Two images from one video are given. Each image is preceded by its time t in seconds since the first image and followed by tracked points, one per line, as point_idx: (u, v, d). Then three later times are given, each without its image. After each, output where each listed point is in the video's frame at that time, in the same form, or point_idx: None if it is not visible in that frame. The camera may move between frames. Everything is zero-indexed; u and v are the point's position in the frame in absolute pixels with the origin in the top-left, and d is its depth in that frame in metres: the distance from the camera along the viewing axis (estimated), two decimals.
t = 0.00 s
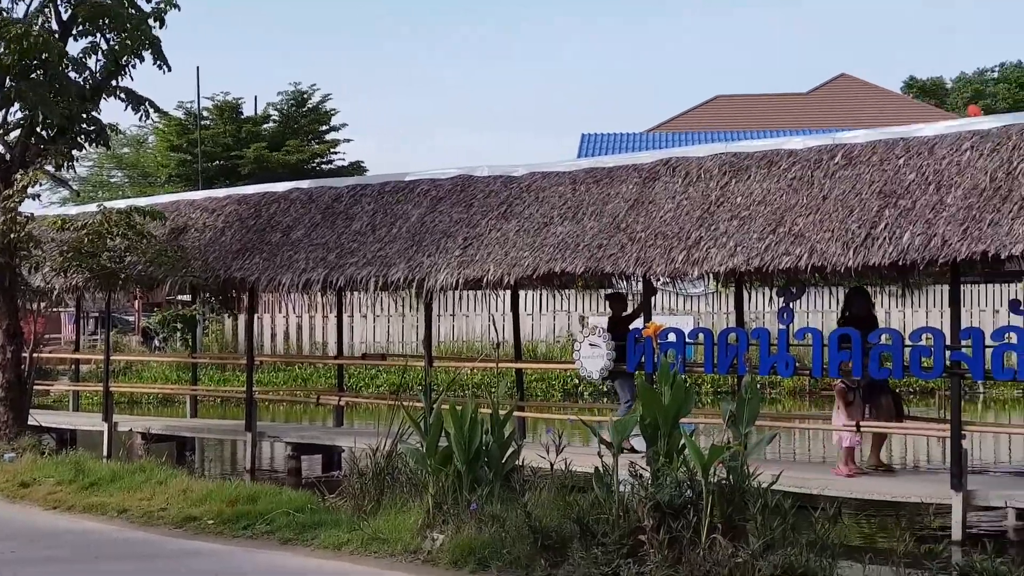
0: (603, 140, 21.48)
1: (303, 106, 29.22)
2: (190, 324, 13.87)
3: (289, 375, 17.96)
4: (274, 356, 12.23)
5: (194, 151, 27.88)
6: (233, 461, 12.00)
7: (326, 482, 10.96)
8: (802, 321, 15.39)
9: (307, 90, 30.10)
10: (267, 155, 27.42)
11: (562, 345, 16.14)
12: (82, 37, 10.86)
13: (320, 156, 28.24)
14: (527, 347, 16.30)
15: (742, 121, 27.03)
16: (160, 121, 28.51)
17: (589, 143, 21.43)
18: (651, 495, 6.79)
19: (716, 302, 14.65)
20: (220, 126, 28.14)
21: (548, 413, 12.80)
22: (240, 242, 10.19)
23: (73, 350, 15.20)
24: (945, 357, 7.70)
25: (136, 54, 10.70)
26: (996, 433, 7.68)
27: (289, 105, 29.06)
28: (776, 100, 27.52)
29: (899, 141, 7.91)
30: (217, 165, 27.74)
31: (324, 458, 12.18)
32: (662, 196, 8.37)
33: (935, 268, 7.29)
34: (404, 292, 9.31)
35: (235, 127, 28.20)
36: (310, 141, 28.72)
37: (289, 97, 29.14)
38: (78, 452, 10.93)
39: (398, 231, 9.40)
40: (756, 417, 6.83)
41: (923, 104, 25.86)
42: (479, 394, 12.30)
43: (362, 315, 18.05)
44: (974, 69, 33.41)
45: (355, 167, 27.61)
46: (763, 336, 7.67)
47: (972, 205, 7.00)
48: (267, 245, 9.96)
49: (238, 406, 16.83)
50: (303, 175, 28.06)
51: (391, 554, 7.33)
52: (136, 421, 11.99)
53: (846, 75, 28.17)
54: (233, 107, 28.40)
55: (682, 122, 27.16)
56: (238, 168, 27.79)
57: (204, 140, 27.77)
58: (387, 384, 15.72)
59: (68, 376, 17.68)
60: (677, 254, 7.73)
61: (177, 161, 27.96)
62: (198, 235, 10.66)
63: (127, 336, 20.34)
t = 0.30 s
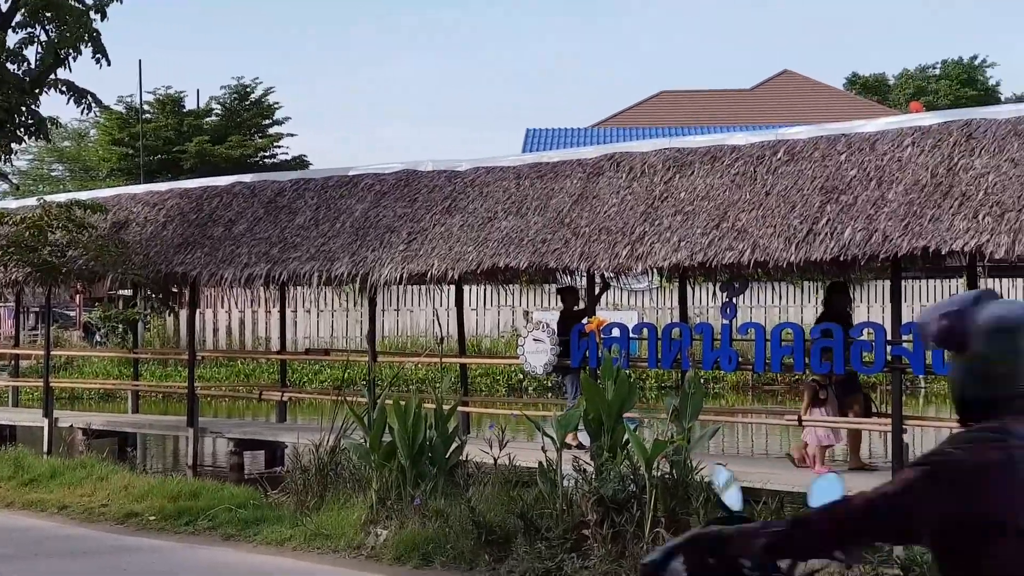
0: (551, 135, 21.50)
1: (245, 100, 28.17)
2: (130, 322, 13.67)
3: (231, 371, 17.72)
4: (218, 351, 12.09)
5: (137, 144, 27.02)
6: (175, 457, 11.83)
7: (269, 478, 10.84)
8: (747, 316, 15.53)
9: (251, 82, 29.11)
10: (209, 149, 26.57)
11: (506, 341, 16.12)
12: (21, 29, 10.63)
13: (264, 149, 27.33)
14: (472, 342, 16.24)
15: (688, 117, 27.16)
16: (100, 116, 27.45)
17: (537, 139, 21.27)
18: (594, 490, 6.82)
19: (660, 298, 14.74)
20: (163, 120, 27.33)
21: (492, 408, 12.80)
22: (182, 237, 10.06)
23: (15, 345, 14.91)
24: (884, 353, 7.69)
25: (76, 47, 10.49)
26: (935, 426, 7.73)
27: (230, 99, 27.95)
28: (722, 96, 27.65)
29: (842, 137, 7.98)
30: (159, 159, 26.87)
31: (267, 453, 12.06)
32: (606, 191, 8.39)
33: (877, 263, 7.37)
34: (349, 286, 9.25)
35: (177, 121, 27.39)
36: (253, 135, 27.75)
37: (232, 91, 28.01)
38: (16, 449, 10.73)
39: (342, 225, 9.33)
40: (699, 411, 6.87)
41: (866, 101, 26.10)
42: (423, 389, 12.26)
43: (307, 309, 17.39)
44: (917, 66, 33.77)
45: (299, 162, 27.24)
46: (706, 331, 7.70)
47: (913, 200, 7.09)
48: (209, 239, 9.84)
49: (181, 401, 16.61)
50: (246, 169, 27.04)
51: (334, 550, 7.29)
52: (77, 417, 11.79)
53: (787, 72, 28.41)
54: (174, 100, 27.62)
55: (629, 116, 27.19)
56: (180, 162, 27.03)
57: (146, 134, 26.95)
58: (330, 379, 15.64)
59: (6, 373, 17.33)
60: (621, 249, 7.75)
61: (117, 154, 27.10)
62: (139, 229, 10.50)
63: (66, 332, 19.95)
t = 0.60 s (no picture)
0: (509, 130, 21.49)
1: (200, 94, 27.82)
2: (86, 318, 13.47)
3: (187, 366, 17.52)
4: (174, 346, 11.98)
5: (90, 139, 26.69)
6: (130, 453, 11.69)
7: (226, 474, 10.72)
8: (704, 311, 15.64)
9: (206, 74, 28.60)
10: (164, 144, 26.25)
11: (464, 335, 16.09)
12: None
13: (219, 144, 26.97)
14: (430, 337, 16.19)
15: (646, 112, 27.21)
16: (52, 110, 26.91)
17: (496, 134, 21.19)
18: (552, 484, 6.83)
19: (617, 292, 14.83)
20: (116, 115, 26.93)
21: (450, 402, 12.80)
22: (137, 231, 9.95)
23: None
24: (840, 347, 7.75)
25: (27, 39, 10.29)
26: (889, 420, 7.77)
27: (184, 93, 27.58)
28: (680, 92, 27.75)
29: (797, 132, 8.03)
30: (114, 154, 26.46)
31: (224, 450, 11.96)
32: (563, 185, 8.39)
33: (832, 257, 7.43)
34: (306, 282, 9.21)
35: (131, 115, 27.03)
36: (208, 130, 27.41)
37: (185, 85, 27.67)
38: None
39: (298, 220, 9.27)
40: (655, 405, 6.86)
41: (821, 95, 26.35)
42: (382, 384, 12.23)
43: (263, 305, 17.08)
44: (871, 61, 34.13)
45: (255, 156, 26.99)
46: (663, 325, 7.70)
47: (868, 195, 7.16)
48: (165, 234, 9.74)
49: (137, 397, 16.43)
50: (201, 163, 26.75)
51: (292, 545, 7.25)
52: (32, 413, 11.62)
53: (742, 67, 28.60)
54: (129, 95, 27.29)
55: (588, 111, 27.20)
56: (135, 158, 26.64)
57: (99, 128, 26.56)
58: (287, 374, 15.58)
59: None
60: (578, 243, 7.77)
61: (70, 149, 26.73)
62: (94, 223, 10.36)
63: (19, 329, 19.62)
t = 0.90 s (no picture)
0: (474, 123, 21.49)
1: (163, 87, 27.66)
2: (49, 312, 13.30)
3: (150, 359, 17.44)
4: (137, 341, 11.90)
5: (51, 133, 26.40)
6: (92, 448, 11.58)
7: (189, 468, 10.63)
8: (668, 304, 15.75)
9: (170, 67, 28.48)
10: (126, 137, 26.01)
11: (429, 329, 16.07)
12: None
13: (182, 137, 26.80)
14: (396, 332, 16.17)
15: (611, 106, 27.27)
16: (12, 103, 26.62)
17: (462, 127, 21.17)
18: (517, 478, 6.75)
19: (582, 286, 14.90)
20: (78, 108, 26.69)
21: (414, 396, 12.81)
22: (99, 225, 9.85)
23: None
24: (804, 340, 7.84)
25: None
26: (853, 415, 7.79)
27: (148, 86, 27.40)
28: (644, 86, 27.84)
29: (761, 126, 8.07)
30: (76, 147, 26.21)
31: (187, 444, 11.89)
32: (528, 179, 8.39)
33: (795, 251, 7.46)
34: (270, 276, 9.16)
35: (93, 108, 26.81)
36: (171, 123, 27.24)
37: (148, 78, 27.50)
38: None
39: (261, 214, 9.21)
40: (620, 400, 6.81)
41: (784, 90, 26.56)
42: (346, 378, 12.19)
43: (227, 299, 17.02)
44: (834, 56, 34.42)
45: (218, 150, 26.83)
46: (628, 319, 7.71)
47: (831, 188, 7.19)
48: (126, 228, 9.66)
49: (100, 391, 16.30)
50: (164, 157, 26.58)
51: (255, 540, 7.21)
52: None
53: (706, 62, 28.76)
54: (91, 88, 27.08)
55: (553, 104, 27.22)
56: (97, 151, 26.39)
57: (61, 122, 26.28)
58: (251, 368, 15.56)
59: None
60: (543, 237, 7.77)
61: (30, 142, 26.41)
62: (56, 217, 10.24)
63: None
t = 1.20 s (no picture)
0: (443, 120, 21.48)
1: (130, 84, 27.48)
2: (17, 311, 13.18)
3: (117, 358, 17.33)
4: (102, 339, 11.81)
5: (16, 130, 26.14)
6: (59, 447, 11.50)
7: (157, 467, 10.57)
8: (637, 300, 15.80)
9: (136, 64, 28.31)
10: (93, 134, 25.80)
11: (399, 326, 16.05)
12: None
13: (150, 135, 26.63)
14: (365, 328, 16.12)
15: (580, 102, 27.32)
16: None
17: (431, 124, 21.15)
18: (487, 474, 6.74)
19: (552, 283, 14.93)
20: (44, 105, 26.47)
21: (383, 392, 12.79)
22: (65, 224, 9.78)
23: None
24: (771, 336, 7.92)
25: None
26: (821, 408, 7.82)
27: (115, 83, 27.22)
28: (613, 82, 27.92)
29: (728, 122, 8.10)
30: (42, 145, 25.96)
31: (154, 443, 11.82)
32: (495, 175, 8.39)
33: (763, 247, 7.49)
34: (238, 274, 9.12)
35: (59, 106, 26.60)
36: (138, 121, 27.06)
37: (115, 75, 27.31)
38: None
39: (228, 211, 9.18)
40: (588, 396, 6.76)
41: (752, 86, 26.75)
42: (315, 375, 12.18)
43: (194, 297, 16.96)
44: (801, 52, 34.69)
45: (186, 147, 26.68)
46: (596, 316, 7.72)
47: (797, 184, 7.23)
48: (92, 226, 9.60)
49: (67, 391, 16.18)
50: (131, 154, 26.41)
51: (224, 539, 7.19)
52: None
53: (675, 58, 28.89)
54: (56, 85, 26.83)
55: (522, 101, 27.24)
56: (63, 149, 26.15)
57: (26, 119, 26.02)
58: (218, 366, 15.52)
59: None
60: (511, 234, 7.77)
61: None
62: (23, 216, 10.15)
63: None
